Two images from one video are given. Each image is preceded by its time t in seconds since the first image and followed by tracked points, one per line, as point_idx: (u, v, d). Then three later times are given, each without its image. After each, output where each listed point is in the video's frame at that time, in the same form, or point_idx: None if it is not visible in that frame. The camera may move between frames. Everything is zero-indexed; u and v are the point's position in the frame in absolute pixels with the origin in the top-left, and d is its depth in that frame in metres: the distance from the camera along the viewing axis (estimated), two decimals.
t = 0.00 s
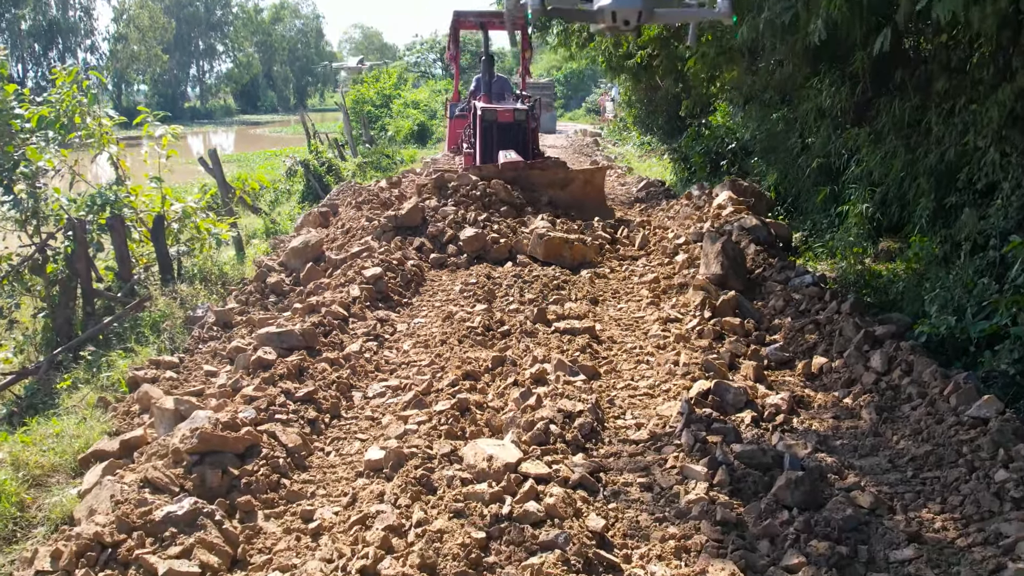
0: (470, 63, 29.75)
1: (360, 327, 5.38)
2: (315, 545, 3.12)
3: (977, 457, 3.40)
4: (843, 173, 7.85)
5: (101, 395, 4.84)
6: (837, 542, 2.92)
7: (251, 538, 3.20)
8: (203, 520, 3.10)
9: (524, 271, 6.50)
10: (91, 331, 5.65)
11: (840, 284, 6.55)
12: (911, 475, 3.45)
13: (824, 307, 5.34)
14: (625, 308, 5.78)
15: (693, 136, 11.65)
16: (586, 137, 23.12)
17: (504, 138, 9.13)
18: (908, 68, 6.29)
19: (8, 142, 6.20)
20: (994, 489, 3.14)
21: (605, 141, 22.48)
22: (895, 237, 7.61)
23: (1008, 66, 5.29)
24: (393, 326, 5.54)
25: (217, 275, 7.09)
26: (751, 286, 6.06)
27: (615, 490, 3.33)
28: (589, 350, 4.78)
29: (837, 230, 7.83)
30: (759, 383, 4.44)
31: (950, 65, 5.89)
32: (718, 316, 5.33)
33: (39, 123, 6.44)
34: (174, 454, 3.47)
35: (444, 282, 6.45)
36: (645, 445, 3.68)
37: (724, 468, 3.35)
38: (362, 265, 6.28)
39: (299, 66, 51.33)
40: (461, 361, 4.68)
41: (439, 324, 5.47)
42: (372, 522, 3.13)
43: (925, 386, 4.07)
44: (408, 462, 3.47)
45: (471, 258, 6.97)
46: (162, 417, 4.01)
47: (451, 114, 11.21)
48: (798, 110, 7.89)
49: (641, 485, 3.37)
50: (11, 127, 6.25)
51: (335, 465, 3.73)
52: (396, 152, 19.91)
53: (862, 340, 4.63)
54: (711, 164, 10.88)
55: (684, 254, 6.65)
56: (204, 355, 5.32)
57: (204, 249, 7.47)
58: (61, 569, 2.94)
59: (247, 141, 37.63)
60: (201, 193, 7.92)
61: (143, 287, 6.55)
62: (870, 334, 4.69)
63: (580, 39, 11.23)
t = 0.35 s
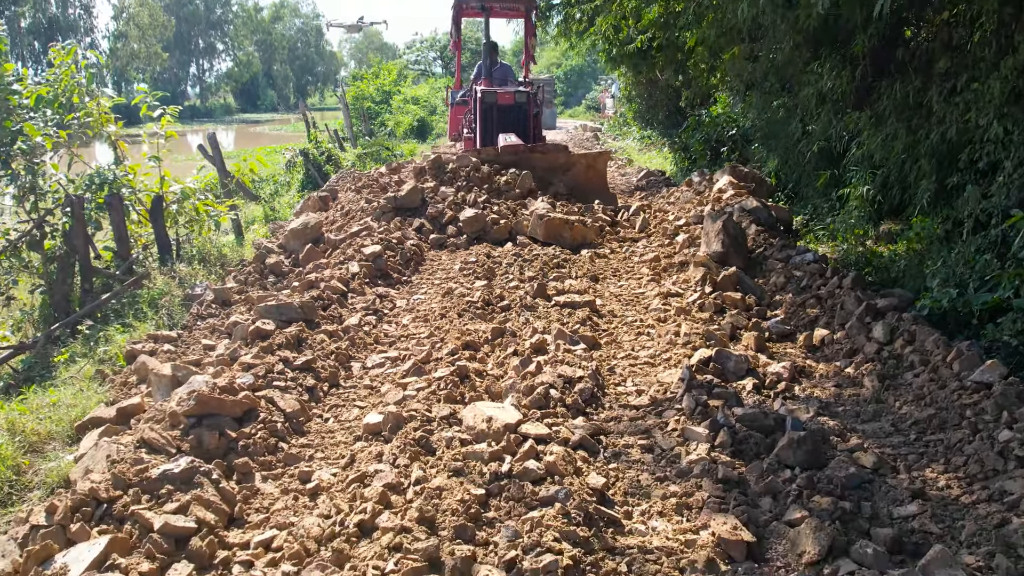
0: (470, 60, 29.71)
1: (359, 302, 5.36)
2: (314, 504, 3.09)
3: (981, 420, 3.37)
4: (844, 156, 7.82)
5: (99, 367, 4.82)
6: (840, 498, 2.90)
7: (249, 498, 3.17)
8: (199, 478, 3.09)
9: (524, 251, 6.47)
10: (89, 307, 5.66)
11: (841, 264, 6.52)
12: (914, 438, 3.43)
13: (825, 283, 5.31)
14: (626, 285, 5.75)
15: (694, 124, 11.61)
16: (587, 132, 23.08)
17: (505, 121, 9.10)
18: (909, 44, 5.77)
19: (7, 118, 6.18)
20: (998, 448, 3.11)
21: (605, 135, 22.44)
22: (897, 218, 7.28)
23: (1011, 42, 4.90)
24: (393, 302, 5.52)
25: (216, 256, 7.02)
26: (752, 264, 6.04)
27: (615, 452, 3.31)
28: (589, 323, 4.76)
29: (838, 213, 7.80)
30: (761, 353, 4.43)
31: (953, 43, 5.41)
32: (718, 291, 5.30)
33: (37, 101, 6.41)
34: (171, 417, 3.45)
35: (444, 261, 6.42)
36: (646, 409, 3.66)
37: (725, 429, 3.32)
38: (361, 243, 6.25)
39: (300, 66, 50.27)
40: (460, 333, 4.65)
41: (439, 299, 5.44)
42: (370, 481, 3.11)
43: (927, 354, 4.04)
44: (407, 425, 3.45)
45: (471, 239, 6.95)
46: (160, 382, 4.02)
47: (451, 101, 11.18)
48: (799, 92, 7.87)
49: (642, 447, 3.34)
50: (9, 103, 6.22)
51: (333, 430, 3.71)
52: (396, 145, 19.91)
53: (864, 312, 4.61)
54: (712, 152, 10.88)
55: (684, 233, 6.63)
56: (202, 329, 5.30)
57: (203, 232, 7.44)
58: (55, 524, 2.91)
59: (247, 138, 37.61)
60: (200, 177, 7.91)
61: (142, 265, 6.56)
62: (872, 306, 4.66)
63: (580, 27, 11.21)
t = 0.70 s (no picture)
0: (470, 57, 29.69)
1: (358, 284, 5.34)
2: (311, 473, 3.08)
3: (982, 391, 3.36)
4: (844, 144, 7.81)
5: (96, 347, 4.81)
6: (841, 465, 2.89)
7: (246, 468, 3.15)
8: (196, 447, 3.09)
9: (524, 235, 6.45)
10: (87, 289, 5.67)
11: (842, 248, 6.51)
12: (915, 410, 3.42)
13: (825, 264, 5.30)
14: (626, 268, 5.75)
15: (693, 116, 11.59)
16: (587, 128, 23.04)
17: (505, 109, 9.07)
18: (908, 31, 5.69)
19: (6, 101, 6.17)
20: (1000, 417, 3.10)
21: (604, 132, 22.42)
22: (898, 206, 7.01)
23: (1012, 26, 4.84)
24: (392, 285, 5.51)
25: (214, 241, 6.95)
26: (752, 246, 6.02)
27: (615, 423, 3.29)
28: (589, 302, 4.74)
29: (838, 200, 7.79)
30: (761, 330, 4.43)
31: (953, 27, 5.36)
32: (718, 272, 5.28)
33: (35, 84, 6.40)
34: (168, 388, 3.44)
35: (444, 245, 6.39)
36: (645, 382, 3.64)
37: (725, 401, 3.30)
38: (360, 227, 6.23)
39: (300, 64, 49.67)
40: (459, 311, 4.64)
41: (438, 280, 5.42)
42: (368, 449, 3.10)
43: (928, 330, 4.02)
44: (406, 396, 3.44)
45: (470, 224, 6.93)
46: (156, 358, 4.03)
47: (451, 92, 11.16)
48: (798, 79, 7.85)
49: (642, 418, 3.32)
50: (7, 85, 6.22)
51: (331, 404, 3.69)
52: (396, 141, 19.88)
53: (864, 291, 4.59)
54: (712, 143, 10.89)
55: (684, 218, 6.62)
56: (199, 310, 5.28)
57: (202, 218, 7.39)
58: (51, 489, 2.91)
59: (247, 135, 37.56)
60: (200, 163, 7.87)
61: (140, 249, 6.57)
62: (872, 285, 4.64)
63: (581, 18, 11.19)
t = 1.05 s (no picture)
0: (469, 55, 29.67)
1: (356, 270, 5.34)
2: (308, 451, 3.07)
3: (982, 370, 3.35)
4: (844, 134, 7.80)
5: (93, 332, 4.81)
6: (840, 441, 2.88)
7: (242, 446, 3.14)
8: (192, 425, 3.09)
9: (523, 224, 6.43)
10: (84, 277, 5.69)
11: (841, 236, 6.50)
12: (914, 390, 3.41)
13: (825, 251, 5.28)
14: (624, 256, 5.74)
15: (693, 109, 11.58)
16: (586, 125, 23.04)
17: (505, 98, 9.07)
18: (909, 20, 5.64)
19: (4, 88, 6.15)
20: (999, 395, 3.09)
21: (604, 127, 22.41)
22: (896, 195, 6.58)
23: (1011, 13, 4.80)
24: (390, 271, 5.50)
25: (212, 231, 6.89)
26: (751, 235, 6.00)
27: (613, 402, 3.28)
28: (587, 287, 4.74)
29: (837, 190, 7.79)
30: (760, 314, 4.44)
31: (951, 16, 5.34)
32: (718, 259, 5.27)
33: (33, 73, 6.37)
34: (165, 368, 3.45)
35: (443, 233, 6.36)
36: (643, 363, 3.63)
37: (723, 380, 3.28)
38: (358, 215, 6.22)
39: (300, 63, 49.63)
40: (458, 296, 4.63)
41: (437, 267, 5.41)
42: (365, 426, 3.10)
43: (927, 313, 4.01)
44: (403, 376, 3.43)
45: (469, 214, 6.92)
46: (153, 341, 4.03)
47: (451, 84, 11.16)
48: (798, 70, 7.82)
49: (641, 398, 3.31)
50: (5, 73, 6.20)
51: (328, 385, 3.68)
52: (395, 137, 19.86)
53: (863, 276, 4.58)
54: (712, 136, 10.95)
55: (682, 207, 6.62)
56: (197, 296, 5.27)
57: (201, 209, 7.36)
58: (46, 464, 2.93)
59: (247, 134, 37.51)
60: (198, 153, 7.85)
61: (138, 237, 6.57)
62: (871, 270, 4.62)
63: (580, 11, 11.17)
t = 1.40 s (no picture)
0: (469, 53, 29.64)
1: (356, 264, 5.33)
2: (306, 440, 3.06)
3: (982, 361, 3.33)
4: (844, 130, 7.78)
5: (91, 325, 4.80)
6: (840, 429, 2.87)
7: (240, 436, 3.13)
8: (190, 414, 3.08)
9: (523, 219, 6.41)
10: (83, 271, 5.71)
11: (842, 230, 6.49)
12: (915, 380, 3.40)
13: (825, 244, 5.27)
14: (624, 250, 5.73)
15: (693, 106, 11.56)
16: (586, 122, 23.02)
17: (506, 93, 9.04)
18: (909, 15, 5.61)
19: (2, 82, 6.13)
20: (1001, 385, 3.08)
21: (604, 125, 22.38)
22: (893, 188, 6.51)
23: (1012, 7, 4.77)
24: (389, 265, 5.50)
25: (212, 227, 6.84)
26: (752, 229, 5.98)
27: (613, 392, 3.27)
28: (587, 280, 4.73)
29: (837, 186, 7.77)
30: (760, 306, 4.46)
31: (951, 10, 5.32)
32: (718, 252, 5.26)
33: (31, 67, 6.36)
34: (163, 358, 3.43)
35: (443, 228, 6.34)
36: (643, 354, 3.62)
37: (724, 369, 3.26)
38: (358, 210, 6.21)
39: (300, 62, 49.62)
40: (457, 289, 4.62)
41: (436, 260, 5.39)
42: (364, 416, 3.10)
43: (928, 304, 4.00)
44: (402, 366, 3.42)
45: (468, 210, 6.90)
46: (151, 332, 4.04)
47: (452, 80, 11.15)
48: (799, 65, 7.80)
49: (640, 388, 3.30)
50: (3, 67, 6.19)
51: (327, 376, 3.67)
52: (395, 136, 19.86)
53: (863, 269, 4.57)
54: (712, 132, 10.95)
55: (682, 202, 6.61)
56: (196, 289, 5.27)
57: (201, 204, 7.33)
58: (43, 452, 2.92)
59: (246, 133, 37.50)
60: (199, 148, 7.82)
61: (138, 232, 6.58)
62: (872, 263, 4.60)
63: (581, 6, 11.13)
